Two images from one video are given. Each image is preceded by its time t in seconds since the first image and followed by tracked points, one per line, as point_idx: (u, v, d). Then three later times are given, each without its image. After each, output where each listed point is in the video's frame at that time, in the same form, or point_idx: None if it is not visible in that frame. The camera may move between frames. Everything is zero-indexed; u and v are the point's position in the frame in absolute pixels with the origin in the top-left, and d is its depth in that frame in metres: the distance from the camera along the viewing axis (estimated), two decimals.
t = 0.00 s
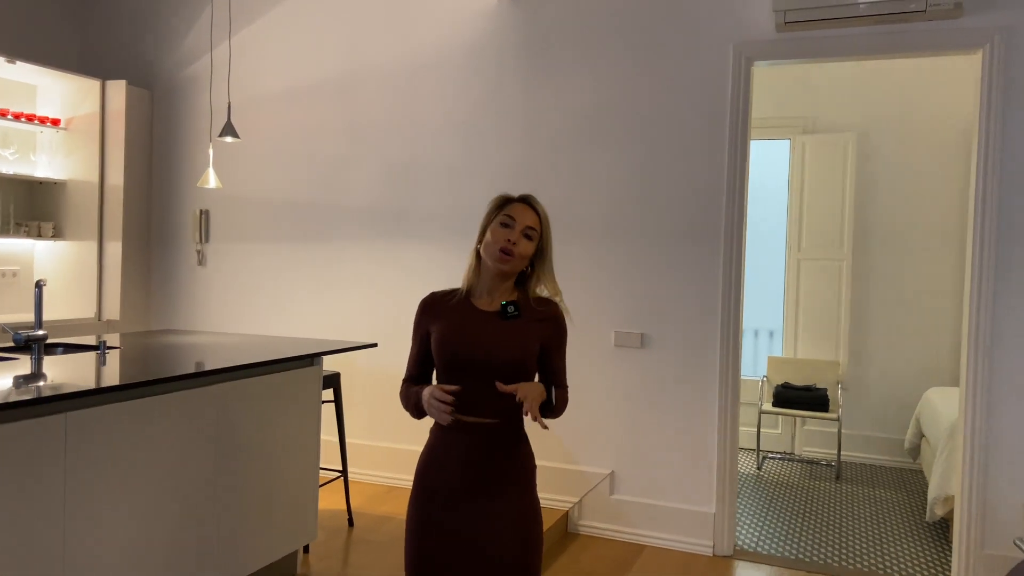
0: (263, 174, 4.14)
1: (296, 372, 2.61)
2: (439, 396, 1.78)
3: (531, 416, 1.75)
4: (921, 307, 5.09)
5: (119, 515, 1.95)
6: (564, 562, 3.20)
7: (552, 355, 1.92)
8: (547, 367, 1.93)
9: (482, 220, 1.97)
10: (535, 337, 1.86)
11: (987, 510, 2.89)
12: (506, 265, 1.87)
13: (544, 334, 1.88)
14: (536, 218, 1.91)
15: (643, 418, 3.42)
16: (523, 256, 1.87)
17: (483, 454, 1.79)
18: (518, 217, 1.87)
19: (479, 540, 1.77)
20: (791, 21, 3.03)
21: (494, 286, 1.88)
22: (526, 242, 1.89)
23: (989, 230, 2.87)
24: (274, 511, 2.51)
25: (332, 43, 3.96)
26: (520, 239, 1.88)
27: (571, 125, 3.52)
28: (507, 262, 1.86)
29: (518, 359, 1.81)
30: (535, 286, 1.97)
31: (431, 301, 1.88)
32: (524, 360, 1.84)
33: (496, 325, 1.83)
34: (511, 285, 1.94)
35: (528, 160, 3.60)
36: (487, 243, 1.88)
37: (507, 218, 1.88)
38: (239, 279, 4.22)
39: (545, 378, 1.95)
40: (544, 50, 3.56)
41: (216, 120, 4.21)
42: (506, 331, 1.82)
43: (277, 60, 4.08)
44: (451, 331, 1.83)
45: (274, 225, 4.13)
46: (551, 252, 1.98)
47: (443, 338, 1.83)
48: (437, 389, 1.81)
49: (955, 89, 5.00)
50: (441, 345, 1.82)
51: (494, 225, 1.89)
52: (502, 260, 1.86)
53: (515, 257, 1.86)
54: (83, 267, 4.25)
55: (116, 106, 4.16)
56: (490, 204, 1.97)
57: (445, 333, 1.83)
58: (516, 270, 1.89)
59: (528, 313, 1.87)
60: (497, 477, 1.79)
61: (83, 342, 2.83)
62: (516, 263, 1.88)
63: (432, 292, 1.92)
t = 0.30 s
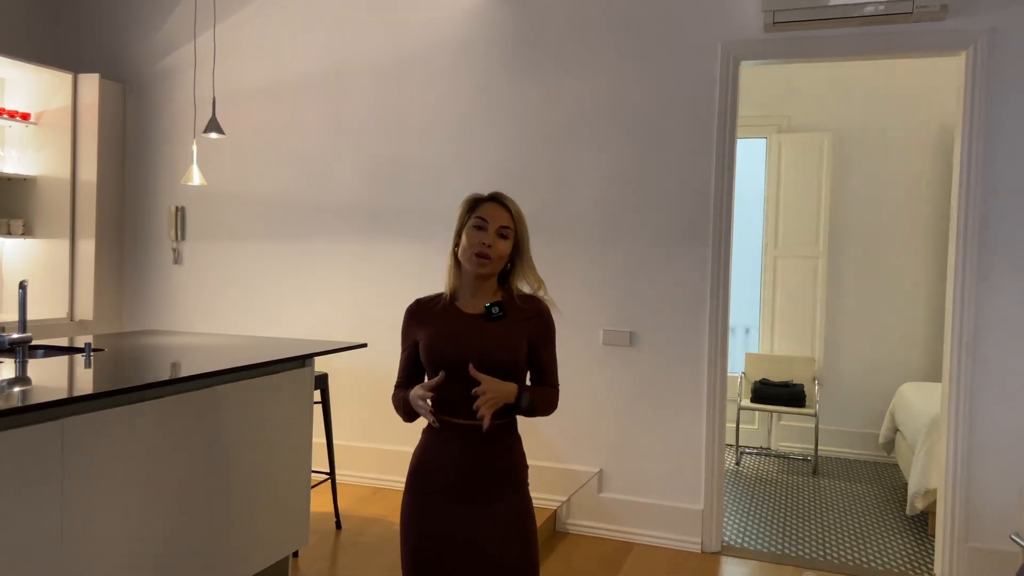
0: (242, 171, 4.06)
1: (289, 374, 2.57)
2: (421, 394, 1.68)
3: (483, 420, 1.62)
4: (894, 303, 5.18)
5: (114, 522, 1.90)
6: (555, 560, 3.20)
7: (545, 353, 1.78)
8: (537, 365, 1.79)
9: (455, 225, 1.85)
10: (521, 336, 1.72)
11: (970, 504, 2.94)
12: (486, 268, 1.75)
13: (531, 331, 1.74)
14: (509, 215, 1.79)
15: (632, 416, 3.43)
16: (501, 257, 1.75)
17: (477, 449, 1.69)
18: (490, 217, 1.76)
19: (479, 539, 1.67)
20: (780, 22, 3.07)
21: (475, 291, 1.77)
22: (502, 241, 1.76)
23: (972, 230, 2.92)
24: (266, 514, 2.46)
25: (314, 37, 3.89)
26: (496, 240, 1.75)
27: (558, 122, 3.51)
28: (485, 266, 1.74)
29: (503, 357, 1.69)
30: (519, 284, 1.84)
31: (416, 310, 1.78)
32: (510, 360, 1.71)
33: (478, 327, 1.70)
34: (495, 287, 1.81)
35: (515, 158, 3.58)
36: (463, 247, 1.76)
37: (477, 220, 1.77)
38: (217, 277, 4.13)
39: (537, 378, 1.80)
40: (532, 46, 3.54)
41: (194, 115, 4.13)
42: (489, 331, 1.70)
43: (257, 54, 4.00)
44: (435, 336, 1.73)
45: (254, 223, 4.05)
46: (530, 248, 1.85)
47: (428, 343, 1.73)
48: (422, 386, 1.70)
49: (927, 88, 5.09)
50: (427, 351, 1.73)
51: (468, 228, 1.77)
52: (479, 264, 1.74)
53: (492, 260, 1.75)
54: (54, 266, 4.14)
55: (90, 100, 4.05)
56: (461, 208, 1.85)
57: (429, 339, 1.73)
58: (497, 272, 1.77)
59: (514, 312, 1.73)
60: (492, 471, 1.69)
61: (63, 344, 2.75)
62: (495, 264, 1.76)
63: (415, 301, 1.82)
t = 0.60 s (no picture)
0: (221, 165, 3.97)
1: (279, 373, 2.52)
2: (436, 401, 1.60)
3: (458, 431, 1.54)
4: (872, 298, 5.24)
5: (106, 527, 1.84)
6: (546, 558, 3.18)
7: (545, 348, 1.72)
8: (538, 364, 1.73)
9: (445, 222, 1.78)
10: (519, 333, 1.67)
11: (955, 497, 2.98)
12: (481, 268, 1.69)
13: (529, 326, 1.69)
14: (499, 212, 1.71)
15: (620, 413, 3.42)
16: (495, 256, 1.69)
17: (476, 453, 1.64)
18: (480, 217, 1.68)
19: (479, 540, 1.64)
20: (770, 17, 3.05)
21: (472, 290, 1.71)
22: (495, 239, 1.70)
23: (959, 227, 2.94)
24: (256, 517, 2.41)
25: (296, 28, 3.82)
26: (488, 239, 1.68)
27: (545, 117, 3.48)
28: (480, 267, 1.68)
29: (502, 356, 1.64)
30: (515, 279, 1.78)
31: (415, 310, 1.73)
32: (508, 359, 1.65)
33: (475, 326, 1.66)
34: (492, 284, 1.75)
35: (503, 153, 3.54)
36: (456, 249, 1.70)
37: (467, 220, 1.69)
38: (195, 274, 4.04)
39: (539, 378, 1.75)
40: (520, 40, 3.50)
41: (172, 107, 4.03)
42: (487, 330, 1.65)
43: (238, 45, 3.91)
44: (434, 337, 1.68)
45: (233, 218, 3.97)
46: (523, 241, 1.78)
47: (427, 344, 1.69)
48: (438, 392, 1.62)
49: (905, 85, 5.15)
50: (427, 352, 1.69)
51: (458, 229, 1.70)
52: (473, 266, 1.68)
53: (487, 260, 1.68)
54: (27, 262, 4.04)
55: (63, 91, 3.93)
56: (450, 205, 1.78)
57: (428, 339, 1.68)
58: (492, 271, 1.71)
59: (512, 308, 1.68)
60: (492, 472, 1.64)
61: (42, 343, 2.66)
62: (490, 264, 1.70)
63: (413, 302, 1.77)
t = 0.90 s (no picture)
0: (198, 158, 3.87)
1: (264, 372, 2.45)
2: (448, 404, 1.53)
3: (475, 438, 1.48)
4: (853, 293, 5.27)
5: (90, 535, 1.77)
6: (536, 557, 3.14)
7: (554, 345, 1.68)
8: (547, 361, 1.69)
9: (445, 217, 1.73)
10: (528, 331, 1.62)
11: (943, 491, 2.99)
12: (486, 265, 1.63)
13: (539, 323, 1.64)
14: (501, 206, 1.66)
15: (609, 410, 3.39)
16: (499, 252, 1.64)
17: (485, 454, 1.59)
18: (482, 212, 1.63)
19: (479, 539, 1.59)
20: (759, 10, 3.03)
21: (478, 287, 1.66)
22: (498, 235, 1.64)
23: (947, 221, 2.94)
24: (242, 521, 2.34)
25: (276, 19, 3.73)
26: (491, 235, 1.63)
27: (532, 111, 3.43)
28: (484, 263, 1.63)
29: (511, 356, 1.59)
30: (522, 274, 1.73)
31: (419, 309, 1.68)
32: (518, 357, 1.61)
33: (482, 325, 1.60)
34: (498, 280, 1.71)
35: (489, 147, 3.48)
36: (458, 246, 1.65)
37: (468, 216, 1.64)
38: (170, 270, 3.94)
39: (549, 376, 1.71)
40: (506, 32, 3.45)
41: (146, 100, 3.92)
42: (495, 329, 1.60)
43: (215, 36, 3.81)
44: (439, 336, 1.63)
45: (211, 213, 3.87)
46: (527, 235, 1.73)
47: (433, 344, 1.64)
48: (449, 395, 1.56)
49: (884, 81, 5.18)
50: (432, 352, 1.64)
51: (460, 225, 1.65)
52: (477, 263, 1.62)
53: (491, 256, 1.63)
54: None
55: (32, 83, 3.81)
56: (450, 200, 1.72)
57: (434, 339, 1.63)
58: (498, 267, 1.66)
59: (520, 307, 1.63)
60: (499, 473, 1.59)
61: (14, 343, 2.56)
62: (495, 260, 1.65)
63: (417, 300, 1.71)
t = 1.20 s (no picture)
0: (173, 152, 3.74)
1: (249, 375, 2.35)
2: (462, 416, 1.46)
3: (496, 452, 1.41)
4: (837, 290, 5.27)
5: (68, 551, 1.67)
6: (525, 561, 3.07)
7: (574, 348, 1.61)
8: (565, 364, 1.62)
9: (458, 214, 1.65)
10: (547, 334, 1.55)
11: (937, 490, 2.97)
12: (503, 263, 1.56)
13: (559, 326, 1.57)
14: (518, 200, 1.58)
15: (599, 410, 3.33)
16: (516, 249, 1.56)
17: (500, 461, 1.52)
18: (497, 207, 1.55)
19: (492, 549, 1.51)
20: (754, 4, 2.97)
21: (493, 287, 1.58)
22: (515, 230, 1.57)
23: (942, 218, 2.91)
24: (226, 530, 2.25)
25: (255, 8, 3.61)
26: (508, 231, 1.55)
27: (521, 105, 3.35)
28: (501, 261, 1.55)
29: (529, 361, 1.52)
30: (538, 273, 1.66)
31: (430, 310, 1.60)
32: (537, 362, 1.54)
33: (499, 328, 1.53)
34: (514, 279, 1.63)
35: (476, 142, 3.40)
36: (473, 243, 1.57)
37: (482, 212, 1.56)
38: (144, 268, 3.81)
39: (566, 380, 1.64)
40: (493, 24, 3.36)
41: (119, 92, 3.78)
42: (512, 332, 1.52)
43: (191, 26, 3.69)
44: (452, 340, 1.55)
45: (187, 209, 3.74)
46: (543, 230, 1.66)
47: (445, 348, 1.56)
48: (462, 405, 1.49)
49: (869, 78, 5.17)
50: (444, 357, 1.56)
51: (474, 221, 1.57)
52: (493, 261, 1.55)
53: (507, 254, 1.55)
54: None
55: None
56: (462, 195, 1.64)
57: (447, 343, 1.55)
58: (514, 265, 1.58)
59: (538, 308, 1.56)
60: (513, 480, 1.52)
61: None
62: (512, 258, 1.57)
63: (428, 300, 1.64)
